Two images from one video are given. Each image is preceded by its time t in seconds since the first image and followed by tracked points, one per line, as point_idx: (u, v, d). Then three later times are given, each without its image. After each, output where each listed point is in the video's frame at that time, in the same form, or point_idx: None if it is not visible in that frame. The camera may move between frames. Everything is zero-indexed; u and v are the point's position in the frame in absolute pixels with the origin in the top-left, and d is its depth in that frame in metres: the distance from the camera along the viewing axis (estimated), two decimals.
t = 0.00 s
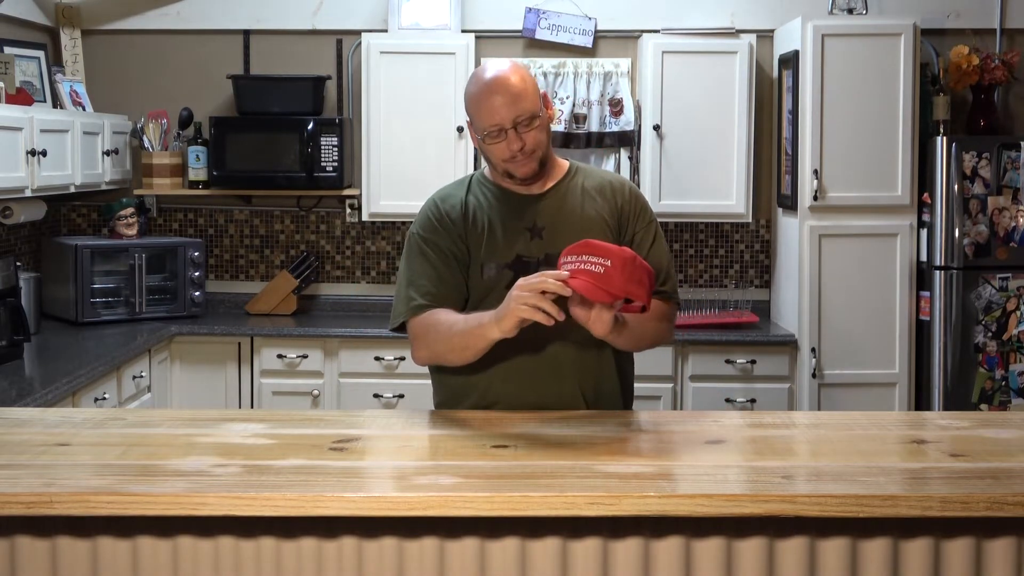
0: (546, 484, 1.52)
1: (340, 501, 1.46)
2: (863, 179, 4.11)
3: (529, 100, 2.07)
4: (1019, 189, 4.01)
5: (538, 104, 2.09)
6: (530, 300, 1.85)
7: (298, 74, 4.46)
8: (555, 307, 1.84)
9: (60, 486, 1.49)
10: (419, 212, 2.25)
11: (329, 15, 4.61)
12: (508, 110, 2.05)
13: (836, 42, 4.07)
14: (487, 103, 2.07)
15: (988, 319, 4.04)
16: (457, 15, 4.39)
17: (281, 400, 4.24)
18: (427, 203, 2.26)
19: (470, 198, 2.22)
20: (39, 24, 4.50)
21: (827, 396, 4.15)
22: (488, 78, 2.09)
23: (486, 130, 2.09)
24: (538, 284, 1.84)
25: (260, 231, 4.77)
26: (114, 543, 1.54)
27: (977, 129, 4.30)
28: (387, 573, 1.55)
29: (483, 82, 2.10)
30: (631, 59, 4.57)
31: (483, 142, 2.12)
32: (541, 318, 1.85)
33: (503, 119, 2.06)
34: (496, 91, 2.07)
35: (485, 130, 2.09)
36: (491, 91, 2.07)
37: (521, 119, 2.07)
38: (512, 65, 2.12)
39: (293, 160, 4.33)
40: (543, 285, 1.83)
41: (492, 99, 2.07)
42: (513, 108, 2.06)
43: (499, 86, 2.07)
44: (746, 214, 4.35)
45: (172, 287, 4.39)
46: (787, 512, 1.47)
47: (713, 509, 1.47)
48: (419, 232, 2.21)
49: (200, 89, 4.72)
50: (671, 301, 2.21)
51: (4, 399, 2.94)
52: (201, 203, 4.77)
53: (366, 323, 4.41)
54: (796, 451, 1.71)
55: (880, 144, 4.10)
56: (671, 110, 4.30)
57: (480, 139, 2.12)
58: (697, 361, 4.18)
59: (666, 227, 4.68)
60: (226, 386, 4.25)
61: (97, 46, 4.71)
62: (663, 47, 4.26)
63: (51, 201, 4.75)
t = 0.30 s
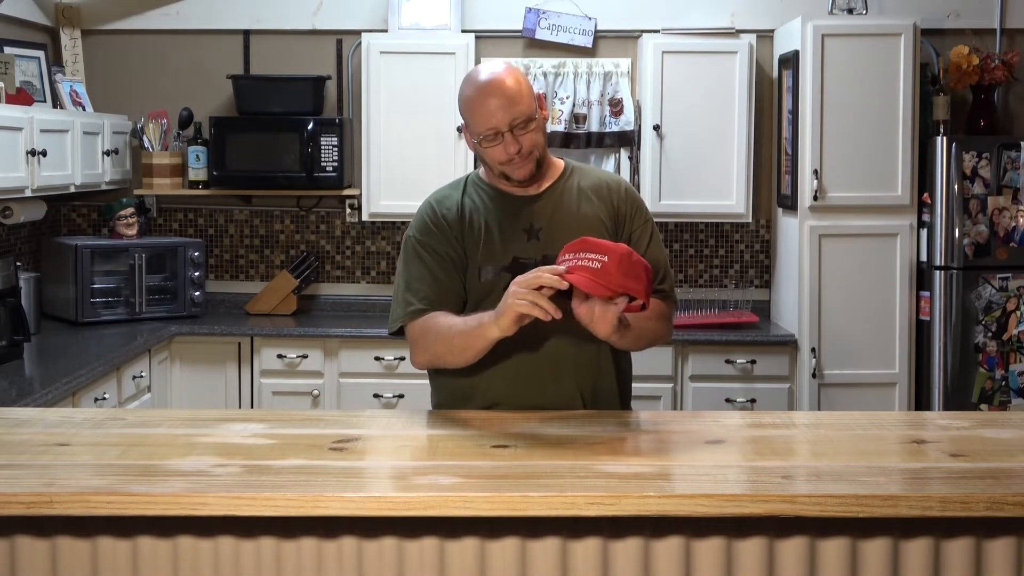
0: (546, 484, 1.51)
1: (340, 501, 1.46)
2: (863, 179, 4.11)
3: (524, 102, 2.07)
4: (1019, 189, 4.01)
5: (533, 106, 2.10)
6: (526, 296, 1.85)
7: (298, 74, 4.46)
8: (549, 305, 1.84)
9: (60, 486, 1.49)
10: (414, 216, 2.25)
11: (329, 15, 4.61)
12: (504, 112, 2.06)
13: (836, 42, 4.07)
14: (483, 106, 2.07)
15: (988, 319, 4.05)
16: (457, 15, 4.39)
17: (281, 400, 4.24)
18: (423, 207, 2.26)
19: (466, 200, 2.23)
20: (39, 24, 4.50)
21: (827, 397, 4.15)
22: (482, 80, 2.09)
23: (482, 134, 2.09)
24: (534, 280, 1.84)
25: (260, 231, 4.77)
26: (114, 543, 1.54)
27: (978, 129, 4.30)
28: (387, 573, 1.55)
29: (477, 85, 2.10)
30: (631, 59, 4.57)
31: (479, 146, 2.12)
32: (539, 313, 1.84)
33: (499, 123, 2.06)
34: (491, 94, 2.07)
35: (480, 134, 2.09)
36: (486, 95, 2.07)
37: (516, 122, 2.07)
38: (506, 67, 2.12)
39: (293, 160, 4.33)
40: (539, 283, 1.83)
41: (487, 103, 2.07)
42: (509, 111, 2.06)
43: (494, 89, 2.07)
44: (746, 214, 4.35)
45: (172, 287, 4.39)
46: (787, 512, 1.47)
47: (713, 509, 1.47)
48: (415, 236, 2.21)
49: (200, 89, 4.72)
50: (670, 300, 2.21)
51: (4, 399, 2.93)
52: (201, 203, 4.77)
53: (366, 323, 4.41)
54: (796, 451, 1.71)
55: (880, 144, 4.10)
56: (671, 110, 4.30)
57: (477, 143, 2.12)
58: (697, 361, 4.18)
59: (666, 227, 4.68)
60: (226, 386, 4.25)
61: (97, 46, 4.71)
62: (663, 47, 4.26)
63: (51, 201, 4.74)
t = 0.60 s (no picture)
0: (546, 484, 1.51)
1: (340, 501, 1.46)
2: (863, 179, 4.11)
3: (523, 104, 2.08)
4: (1019, 189, 4.01)
5: (532, 107, 2.10)
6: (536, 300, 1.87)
7: (298, 74, 4.46)
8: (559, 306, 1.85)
9: (60, 486, 1.49)
10: (410, 218, 2.25)
11: (329, 15, 4.61)
12: (503, 114, 2.05)
13: (836, 42, 4.07)
14: (482, 108, 2.06)
15: (988, 319, 4.05)
16: (457, 15, 4.39)
17: (281, 400, 4.24)
18: (418, 209, 2.26)
19: (462, 202, 2.22)
20: (39, 24, 4.50)
21: (827, 397, 4.15)
22: (479, 82, 2.09)
23: (481, 135, 2.09)
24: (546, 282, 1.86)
25: (260, 231, 4.77)
26: (114, 543, 1.54)
27: (978, 129, 4.30)
28: (387, 573, 1.55)
29: (474, 86, 2.09)
30: (631, 59, 4.57)
31: (478, 148, 2.11)
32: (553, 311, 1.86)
33: (498, 124, 2.06)
34: (489, 96, 2.06)
35: (480, 136, 2.09)
36: (484, 96, 2.07)
37: (516, 124, 2.07)
38: (503, 69, 2.12)
39: (293, 160, 4.33)
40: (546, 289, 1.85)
41: (486, 104, 2.06)
42: (508, 112, 2.06)
43: (492, 91, 2.07)
44: (746, 214, 4.35)
45: (172, 287, 4.39)
46: (787, 512, 1.47)
47: (713, 509, 1.47)
48: (411, 239, 2.21)
49: (200, 89, 4.72)
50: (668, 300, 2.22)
51: (4, 399, 2.93)
52: (201, 203, 4.77)
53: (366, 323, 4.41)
54: (796, 450, 1.71)
55: (879, 144, 4.11)
56: (671, 110, 4.30)
57: (475, 145, 2.12)
58: (696, 361, 4.18)
59: (666, 227, 4.68)
60: (226, 387, 4.25)
61: (97, 46, 4.71)
62: (663, 47, 4.26)
63: (52, 201, 4.75)
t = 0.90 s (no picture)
0: (546, 484, 1.51)
1: (340, 501, 1.46)
2: (863, 179, 4.11)
3: (527, 104, 2.07)
4: (1019, 189, 4.01)
5: (536, 107, 2.10)
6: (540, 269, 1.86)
7: (298, 74, 4.46)
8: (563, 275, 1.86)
9: (60, 486, 1.49)
10: (409, 211, 2.24)
11: (329, 15, 4.62)
12: (508, 114, 2.05)
13: (836, 42, 4.07)
14: (487, 108, 2.06)
15: (988, 319, 4.05)
16: (457, 15, 4.39)
17: (281, 400, 4.24)
18: (418, 202, 2.25)
19: (462, 199, 2.22)
20: (39, 24, 4.49)
21: (827, 397, 4.15)
22: (483, 81, 2.09)
23: (486, 135, 2.08)
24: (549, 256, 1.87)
25: (260, 231, 4.77)
26: (114, 543, 1.54)
27: (978, 129, 4.30)
28: (387, 573, 1.55)
29: (478, 86, 2.09)
30: (631, 59, 4.57)
31: (482, 148, 2.11)
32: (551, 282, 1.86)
33: (503, 124, 2.06)
34: (494, 96, 2.06)
35: (484, 136, 2.09)
36: (488, 96, 2.06)
37: (521, 124, 2.07)
38: (506, 70, 2.12)
39: (293, 160, 4.33)
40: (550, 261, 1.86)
41: (491, 104, 2.06)
42: (513, 113, 2.05)
43: (497, 91, 2.06)
44: (746, 214, 4.35)
45: (172, 287, 4.39)
46: (787, 512, 1.47)
47: (713, 509, 1.47)
48: (410, 231, 2.20)
49: (200, 89, 4.72)
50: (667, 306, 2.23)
51: (3, 399, 2.93)
52: (201, 203, 4.77)
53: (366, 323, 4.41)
54: (797, 450, 1.71)
55: (879, 144, 4.11)
56: (671, 110, 4.30)
57: (480, 145, 2.11)
58: (697, 361, 4.18)
59: (666, 227, 4.68)
60: (226, 386, 4.25)
61: (97, 46, 4.71)
62: (663, 47, 4.26)
63: (51, 201, 4.75)
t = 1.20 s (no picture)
0: (546, 484, 1.51)
1: (340, 501, 1.46)
2: (863, 178, 4.11)
3: (523, 98, 2.08)
4: (1019, 189, 4.01)
5: (533, 104, 2.10)
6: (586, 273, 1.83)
7: (298, 74, 4.46)
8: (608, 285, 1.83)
9: (60, 486, 1.49)
10: (411, 207, 2.22)
11: (329, 15, 4.62)
12: (503, 107, 2.06)
13: (836, 41, 4.07)
14: (483, 100, 2.06)
15: (988, 319, 4.05)
16: (457, 15, 4.39)
17: (281, 400, 4.24)
18: (419, 198, 2.23)
19: (464, 195, 2.21)
20: (39, 24, 4.49)
21: (827, 397, 4.15)
22: (483, 73, 2.10)
23: (479, 125, 2.09)
24: (594, 255, 1.82)
25: (260, 231, 4.77)
26: (114, 543, 1.54)
27: (978, 129, 4.30)
28: (387, 573, 1.55)
29: (477, 78, 2.11)
30: (631, 59, 4.57)
31: (475, 139, 2.12)
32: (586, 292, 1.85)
33: (497, 117, 2.06)
34: (492, 89, 2.07)
35: (477, 126, 2.09)
36: (485, 87, 2.07)
37: (514, 117, 2.07)
38: (509, 65, 2.13)
39: (293, 160, 4.33)
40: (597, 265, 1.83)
41: (489, 97, 2.07)
42: (507, 105, 2.06)
43: (495, 83, 2.07)
44: (746, 214, 4.35)
45: (172, 287, 4.39)
46: (787, 512, 1.47)
47: (713, 509, 1.47)
48: (414, 223, 2.18)
49: (200, 89, 4.72)
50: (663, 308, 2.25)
51: (4, 399, 2.93)
52: (201, 203, 4.77)
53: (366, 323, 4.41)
54: (797, 450, 1.71)
55: (878, 144, 4.11)
56: (671, 110, 4.30)
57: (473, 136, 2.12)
58: (697, 361, 4.18)
59: (666, 227, 4.68)
60: (226, 386, 4.25)
61: (97, 46, 4.71)
62: (663, 47, 4.27)
63: (52, 201, 4.74)
